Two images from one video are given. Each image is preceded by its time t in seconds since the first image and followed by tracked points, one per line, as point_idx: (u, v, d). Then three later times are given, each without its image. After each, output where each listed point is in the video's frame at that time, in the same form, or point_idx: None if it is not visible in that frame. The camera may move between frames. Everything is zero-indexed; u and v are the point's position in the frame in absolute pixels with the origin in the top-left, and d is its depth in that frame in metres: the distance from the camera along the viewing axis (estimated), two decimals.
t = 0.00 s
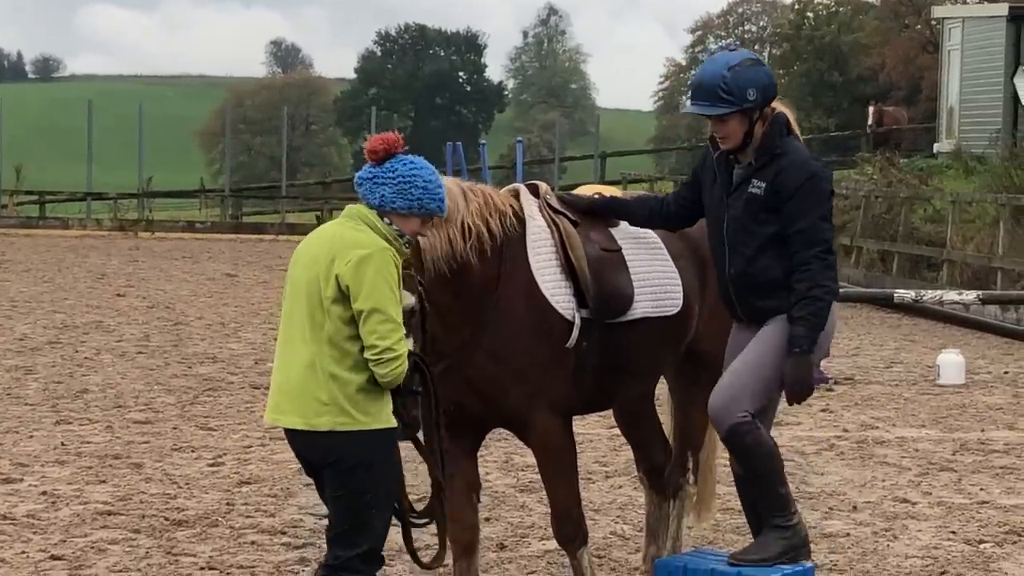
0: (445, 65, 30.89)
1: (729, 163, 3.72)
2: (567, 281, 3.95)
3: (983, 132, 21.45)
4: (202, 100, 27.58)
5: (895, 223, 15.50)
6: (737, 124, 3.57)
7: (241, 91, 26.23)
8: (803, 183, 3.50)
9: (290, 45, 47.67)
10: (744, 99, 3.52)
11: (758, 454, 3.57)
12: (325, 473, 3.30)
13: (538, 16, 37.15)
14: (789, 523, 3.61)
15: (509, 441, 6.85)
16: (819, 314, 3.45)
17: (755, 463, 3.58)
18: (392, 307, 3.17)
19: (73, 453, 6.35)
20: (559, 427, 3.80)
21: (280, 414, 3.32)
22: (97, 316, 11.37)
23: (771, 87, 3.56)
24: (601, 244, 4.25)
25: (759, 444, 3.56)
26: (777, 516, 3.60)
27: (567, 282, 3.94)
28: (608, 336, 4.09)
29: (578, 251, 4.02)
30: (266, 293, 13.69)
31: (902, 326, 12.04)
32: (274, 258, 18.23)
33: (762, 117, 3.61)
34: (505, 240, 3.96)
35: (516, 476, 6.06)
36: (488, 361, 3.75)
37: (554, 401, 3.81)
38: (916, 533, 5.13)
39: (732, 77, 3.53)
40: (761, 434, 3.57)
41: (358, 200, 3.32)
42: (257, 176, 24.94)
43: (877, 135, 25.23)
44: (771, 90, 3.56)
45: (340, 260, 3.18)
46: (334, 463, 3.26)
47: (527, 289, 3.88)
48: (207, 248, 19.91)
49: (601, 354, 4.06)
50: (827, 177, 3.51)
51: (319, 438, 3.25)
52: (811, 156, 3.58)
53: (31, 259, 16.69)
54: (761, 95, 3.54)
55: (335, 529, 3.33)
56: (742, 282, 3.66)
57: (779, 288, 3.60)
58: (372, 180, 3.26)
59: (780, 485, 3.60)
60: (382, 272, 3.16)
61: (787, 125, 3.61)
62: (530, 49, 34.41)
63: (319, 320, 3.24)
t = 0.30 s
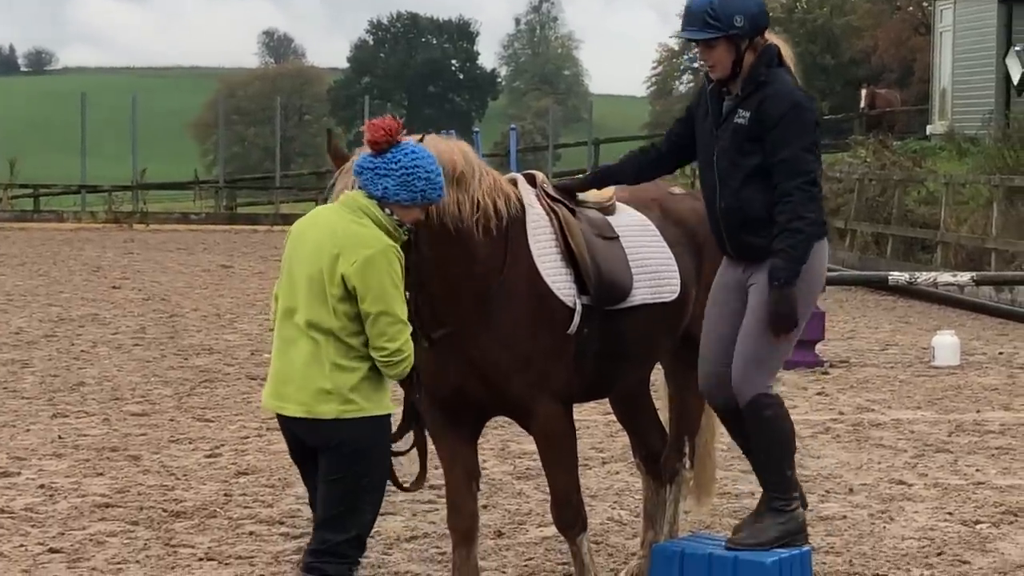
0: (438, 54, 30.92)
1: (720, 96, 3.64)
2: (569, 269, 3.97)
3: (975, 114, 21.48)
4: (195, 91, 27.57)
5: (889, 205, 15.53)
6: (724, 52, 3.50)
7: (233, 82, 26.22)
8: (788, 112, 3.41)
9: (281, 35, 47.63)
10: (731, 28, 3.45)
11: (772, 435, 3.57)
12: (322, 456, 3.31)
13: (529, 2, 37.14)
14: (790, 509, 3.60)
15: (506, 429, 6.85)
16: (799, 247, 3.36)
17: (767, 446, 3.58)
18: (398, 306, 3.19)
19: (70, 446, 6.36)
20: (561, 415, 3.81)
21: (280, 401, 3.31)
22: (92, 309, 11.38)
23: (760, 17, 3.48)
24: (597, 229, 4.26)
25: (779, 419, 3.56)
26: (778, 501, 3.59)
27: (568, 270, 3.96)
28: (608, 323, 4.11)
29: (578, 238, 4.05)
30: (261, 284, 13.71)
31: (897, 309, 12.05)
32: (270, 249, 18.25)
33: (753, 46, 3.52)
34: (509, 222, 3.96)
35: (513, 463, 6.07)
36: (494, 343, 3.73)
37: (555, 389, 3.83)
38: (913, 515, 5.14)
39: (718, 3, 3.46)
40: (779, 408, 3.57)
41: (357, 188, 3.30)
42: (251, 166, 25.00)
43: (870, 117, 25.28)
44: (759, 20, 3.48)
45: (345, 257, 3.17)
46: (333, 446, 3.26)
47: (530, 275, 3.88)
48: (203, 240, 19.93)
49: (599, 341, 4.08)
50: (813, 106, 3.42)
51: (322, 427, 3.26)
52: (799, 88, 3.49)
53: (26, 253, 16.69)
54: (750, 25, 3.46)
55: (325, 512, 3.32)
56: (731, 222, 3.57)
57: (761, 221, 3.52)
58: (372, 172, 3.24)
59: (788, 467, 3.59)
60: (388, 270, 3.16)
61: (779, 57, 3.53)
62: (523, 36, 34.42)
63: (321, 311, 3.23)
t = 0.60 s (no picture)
0: (431, 45, 30.95)
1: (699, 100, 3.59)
2: (569, 259, 3.98)
3: (968, 101, 21.49)
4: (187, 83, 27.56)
5: (882, 193, 15.54)
6: (700, 54, 3.46)
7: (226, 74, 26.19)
8: (760, 108, 3.35)
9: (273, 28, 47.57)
10: (703, 27, 3.41)
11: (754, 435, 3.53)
12: (323, 448, 3.30)
13: None
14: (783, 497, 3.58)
15: (501, 420, 6.86)
16: (774, 244, 3.30)
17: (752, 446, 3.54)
18: (398, 302, 3.19)
19: (66, 440, 6.35)
20: (561, 405, 3.81)
21: (283, 396, 3.31)
22: (86, 302, 11.37)
23: (734, 15, 3.43)
24: (597, 221, 4.25)
25: (760, 420, 3.52)
26: (770, 489, 3.57)
27: (569, 260, 3.97)
28: (608, 316, 4.11)
29: (579, 229, 4.05)
30: (255, 276, 13.70)
31: (892, 297, 12.05)
32: (264, 240, 18.24)
33: (728, 45, 3.48)
34: (509, 210, 3.97)
35: (510, 454, 6.07)
36: (493, 327, 3.74)
37: (556, 379, 3.83)
38: (909, 503, 5.15)
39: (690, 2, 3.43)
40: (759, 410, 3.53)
41: (347, 182, 3.30)
42: (244, 159, 25.06)
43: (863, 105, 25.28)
44: (733, 18, 3.43)
45: (343, 256, 3.17)
46: (337, 437, 3.26)
47: (531, 264, 3.89)
48: (196, 232, 19.91)
49: (600, 333, 4.08)
50: (787, 104, 3.35)
51: (327, 423, 3.26)
52: (776, 85, 3.42)
53: (20, 247, 16.66)
54: (722, 24, 3.42)
55: (322, 504, 3.31)
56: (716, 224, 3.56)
57: (740, 223, 3.49)
58: (361, 167, 3.22)
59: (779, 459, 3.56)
60: (386, 265, 3.16)
61: (755, 57, 3.46)
62: (515, 27, 34.39)
63: (319, 308, 3.23)
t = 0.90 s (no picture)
0: (430, 47, 30.96)
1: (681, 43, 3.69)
2: (570, 262, 3.98)
3: (967, 105, 21.47)
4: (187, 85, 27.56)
5: (881, 197, 15.55)
6: None
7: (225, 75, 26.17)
8: (736, 35, 3.45)
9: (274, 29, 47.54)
10: None
11: (753, 396, 3.62)
12: (328, 450, 3.29)
13: None
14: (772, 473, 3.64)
15: (500, 422, 6.86)
16: (737, 166, 3.41)
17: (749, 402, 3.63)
18: (398, 306, 3.19)
19: (65, 442, 6.35)
20: (560, 407, 3.80)
21: (286, 401, 3.30)
22: (86, 304, 11.36)
23: None
24: (598, 223, 4.24)
25: (758, 376, 3.61)
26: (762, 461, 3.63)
27: (570, 264, 3.97)
28: (608, 320, 4.12)
29: (580, 233, 4.05)
30: (255, 278, 13.69)
31: (891, 301, 12.05)
32: (264, 243, 18.23)
33: None
34: (509, 211, 3.98)
35: (508, 457, 6.07)
36: (492, 326, 3.74)
37: (556, 382, 3.82)
38: (907, 506, 5.15)
39: None
40: (761, 364, 3.63)
41: (336, 186, 3.28)
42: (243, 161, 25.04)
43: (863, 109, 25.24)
44: None
45: (342, 265, 3.17)
46: (345, 441, 3.25)
47: (531, 266, 3.89)
48: (195, 234, 19.90)
49: (600, 337, 4.09)
50: (762, 35, 3.44)
51: (333, 428, 3.25)
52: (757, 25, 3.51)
53: (19, 248, 16.65)
54: None
55: (325, 507, 3.30)
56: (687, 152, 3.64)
57: (712, 154, 3.57)
58: (353, 173, 3.20)
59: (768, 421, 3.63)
60: (385, 271, 3.16)
61: None
62: (515, 30, 34.37)
63: (319, 317, 3.22)
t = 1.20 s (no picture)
0: (433, 57, 31.01)
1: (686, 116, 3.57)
2: (574, 273, 3.97)
3: (971, 117, 21.49)
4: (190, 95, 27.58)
5: (885, 208, 15.54)
6: (686, 65, 3.45)
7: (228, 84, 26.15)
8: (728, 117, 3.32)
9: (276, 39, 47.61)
10: (689, 39, 3.41)
11: (726, 461, 3.49)
12: (332, 461, 3.27)
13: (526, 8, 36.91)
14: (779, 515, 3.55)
15: (503, 433, 6.85)
16: (709, 249, 3.31)
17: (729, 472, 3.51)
18: (395, 315, 3.17)
19: (67, 451, 6.34)
20: (563, 418, 3.78)
21: (290, 416, 3.30)
22: (88, 313, 11.36)
23: (720, 33, 3.42)
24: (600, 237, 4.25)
25: (735, 438, 3.50)
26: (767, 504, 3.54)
27: (573, 274, 3.96)
28: (612, 331, 4.10)
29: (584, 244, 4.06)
30: (258, 288, 13.69)
31: (894, 312, 12.04)
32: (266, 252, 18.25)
33: (718, 59, 3.46)
34: (514, 222, 3.99)
35: (511, 467, 6.06)
36: (495, 336, 3.74)
37: (559, 393, 3.80)
38: (912, 518, 5.13)
39: (678, 17, 3.42)
40: (735, 436, 3.50)
41: (328, 198, 3.28)
42: (246, 171, 25.04)
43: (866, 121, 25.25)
44: (720, 35, 3.42)
45: (337, 273, 3.16)
46: (348, 451, 3.24)
47: (534, 276, 3.89)
48: (197, 243, 19.91)
49: (605, 348, 4.07)
50: (753, 121, 3.31)
51: (336, 439, 3.24)
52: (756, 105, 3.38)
53: (21, 257, 16.65)
54: (708, 37, 3.41)
55: (328, 517, 3.28)
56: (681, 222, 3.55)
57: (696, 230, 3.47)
58: (342, 185, 3.21)
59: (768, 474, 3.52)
60: (380, 279, 3.14)
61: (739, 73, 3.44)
62: (519, 39, 34.38)
63: (318, 327, 3.21)
